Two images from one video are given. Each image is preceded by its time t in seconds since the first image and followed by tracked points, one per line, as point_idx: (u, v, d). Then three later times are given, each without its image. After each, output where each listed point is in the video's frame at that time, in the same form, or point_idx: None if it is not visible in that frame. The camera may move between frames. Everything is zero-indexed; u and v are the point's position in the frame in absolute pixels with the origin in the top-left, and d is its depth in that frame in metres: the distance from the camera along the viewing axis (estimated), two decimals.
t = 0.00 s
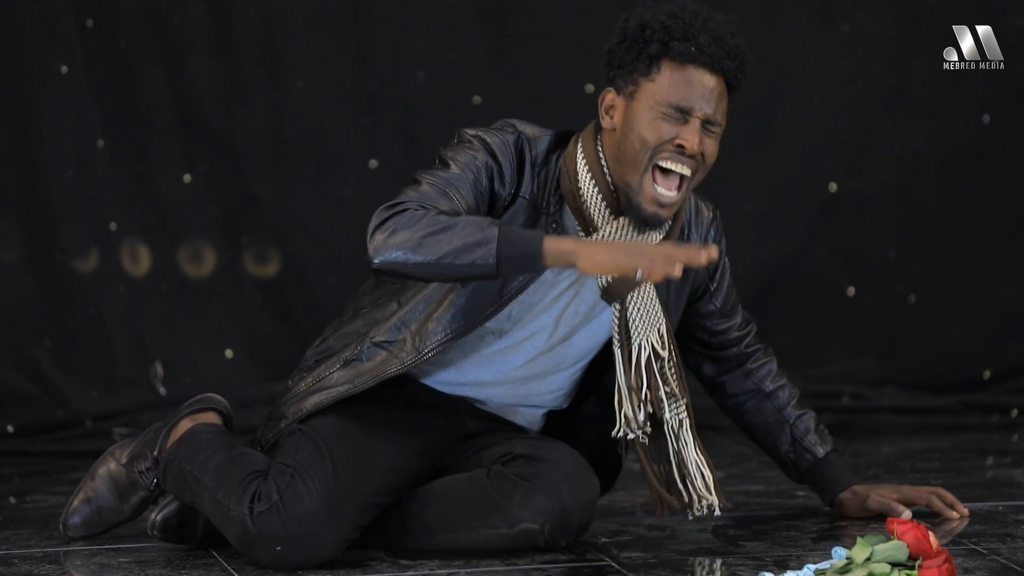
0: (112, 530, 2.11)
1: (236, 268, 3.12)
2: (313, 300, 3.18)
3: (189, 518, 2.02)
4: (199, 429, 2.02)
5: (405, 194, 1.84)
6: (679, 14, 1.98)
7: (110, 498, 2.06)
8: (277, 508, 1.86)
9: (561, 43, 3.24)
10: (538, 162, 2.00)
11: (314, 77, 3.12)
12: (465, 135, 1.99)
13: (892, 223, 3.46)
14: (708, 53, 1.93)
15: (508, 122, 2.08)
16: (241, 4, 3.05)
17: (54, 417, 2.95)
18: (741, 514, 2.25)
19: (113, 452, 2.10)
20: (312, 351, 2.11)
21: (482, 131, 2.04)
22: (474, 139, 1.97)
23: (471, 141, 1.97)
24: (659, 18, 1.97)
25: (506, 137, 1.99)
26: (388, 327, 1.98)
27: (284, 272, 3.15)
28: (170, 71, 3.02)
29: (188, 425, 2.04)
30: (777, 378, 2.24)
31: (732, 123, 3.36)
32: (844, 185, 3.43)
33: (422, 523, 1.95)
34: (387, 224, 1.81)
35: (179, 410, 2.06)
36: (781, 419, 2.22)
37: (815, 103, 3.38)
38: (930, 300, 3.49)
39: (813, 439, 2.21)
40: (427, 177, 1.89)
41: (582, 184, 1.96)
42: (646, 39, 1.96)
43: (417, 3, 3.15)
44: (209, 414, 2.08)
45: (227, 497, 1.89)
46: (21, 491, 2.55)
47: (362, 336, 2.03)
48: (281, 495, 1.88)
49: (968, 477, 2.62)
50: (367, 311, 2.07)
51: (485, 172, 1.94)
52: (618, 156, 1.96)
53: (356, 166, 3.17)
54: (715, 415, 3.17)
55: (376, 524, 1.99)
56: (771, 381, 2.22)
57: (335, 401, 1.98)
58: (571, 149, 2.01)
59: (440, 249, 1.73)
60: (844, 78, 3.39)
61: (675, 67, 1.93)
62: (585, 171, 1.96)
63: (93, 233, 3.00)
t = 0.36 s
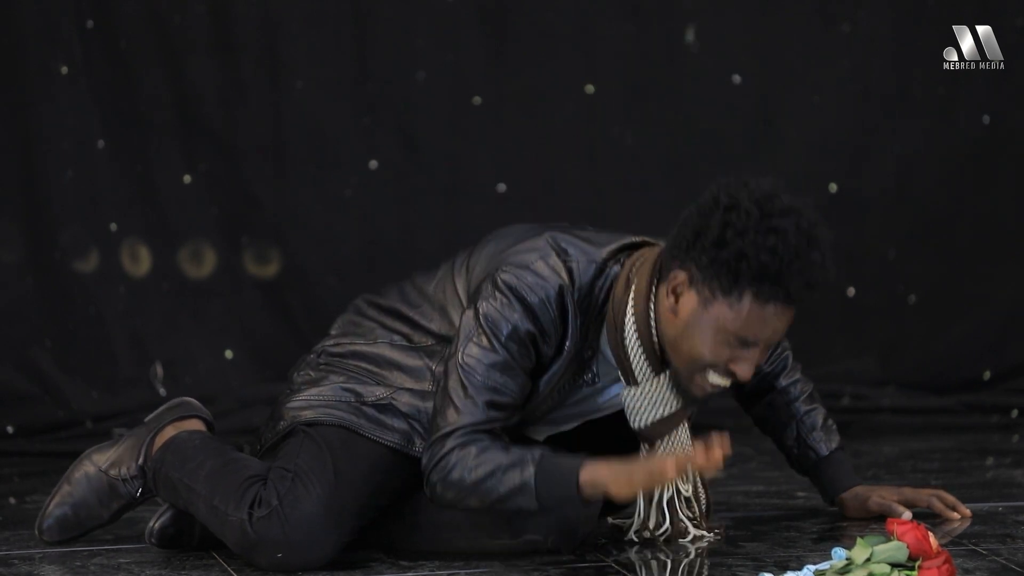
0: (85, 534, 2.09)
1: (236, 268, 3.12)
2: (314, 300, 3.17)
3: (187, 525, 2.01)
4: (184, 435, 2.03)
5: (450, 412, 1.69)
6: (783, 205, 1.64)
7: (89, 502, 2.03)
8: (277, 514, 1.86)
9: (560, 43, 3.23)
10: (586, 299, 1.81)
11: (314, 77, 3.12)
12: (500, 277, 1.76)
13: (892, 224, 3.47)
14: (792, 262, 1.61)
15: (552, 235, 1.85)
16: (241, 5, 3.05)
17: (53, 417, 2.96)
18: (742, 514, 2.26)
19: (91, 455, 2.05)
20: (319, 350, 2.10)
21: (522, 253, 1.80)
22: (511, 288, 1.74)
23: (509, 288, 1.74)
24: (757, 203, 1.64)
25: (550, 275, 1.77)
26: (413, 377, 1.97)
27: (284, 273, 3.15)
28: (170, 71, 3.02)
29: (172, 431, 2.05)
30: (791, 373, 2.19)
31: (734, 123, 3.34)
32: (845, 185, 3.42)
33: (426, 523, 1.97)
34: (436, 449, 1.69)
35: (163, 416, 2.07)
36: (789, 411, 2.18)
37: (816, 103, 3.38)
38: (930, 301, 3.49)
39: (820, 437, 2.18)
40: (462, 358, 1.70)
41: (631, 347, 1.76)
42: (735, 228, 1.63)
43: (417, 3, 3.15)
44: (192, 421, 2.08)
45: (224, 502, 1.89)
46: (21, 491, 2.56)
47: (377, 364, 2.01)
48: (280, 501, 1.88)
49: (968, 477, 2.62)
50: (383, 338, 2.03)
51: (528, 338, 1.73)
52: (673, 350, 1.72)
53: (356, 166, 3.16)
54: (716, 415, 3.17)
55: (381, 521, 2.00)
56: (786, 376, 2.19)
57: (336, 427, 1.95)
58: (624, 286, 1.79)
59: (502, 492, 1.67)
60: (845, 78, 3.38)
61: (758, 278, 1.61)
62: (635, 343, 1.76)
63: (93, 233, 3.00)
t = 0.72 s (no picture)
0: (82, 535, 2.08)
1: (236, 268, 3.12)
2: (314, 300, 3.17)
3: (186, 525, 2.02)
4: (183, 436, 2.03)
5: (449, 460, 1.75)
6: (785, 426, 1.57)
7: (86, 503, 2.03)
8: (273, 513, 1.86)
9: (560, 43, 3.23)
10: (587, 351, 1.85)
11: (314, 77, 3.11)
12: (504, 322, 1.80)
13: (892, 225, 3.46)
14: (775, 479, 1.58)
15: (560, 280, 1.88)
16: (241, 5, 3.05)
17: (53, 417, 2.97)
18: (742, 514, 2.26)
19: (88, 457, 2.06)
20: (334, 348, 2.12)
21: (530, 298, 1.85)
22: (513, 336, 1.78)
23: (511, 334, 1.78)
24: (759, 421, 1.57)
25: (553, 324, 1.80)
26: (418, 395, 1.98)
27: (283, 273, 3.15)
28: (170, 71, 3.02)
29: (170, 432, 2.05)
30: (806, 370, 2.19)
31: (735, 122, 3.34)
32: (845, 185, 3.42)
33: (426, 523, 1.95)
34: (433, 493, 1.75)
35: (160, 417, 2.07)
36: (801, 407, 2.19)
37: (816, 103, 3.37)
38: (929, 301, 3.49)
39: (828, 435, 2.17)
40: (461, 401, 1.76)
41: (611, 435, 1.78)
42: (727, 443, 1.58)
43: (417, 3, 3.15)
44: (189, 421, 2.08)
45: (221, 501, 1.90)
46: (22, 491, 2.56)
47: (386, 374, 2.02)
48: (278, 499, 1.88)
49: (968, 477, 2.62)
50: (396, 348, 2.04)
51: (527, 389, 1.79)
52: (651, 471, 1.74)
53: (357, 165, 3.16)
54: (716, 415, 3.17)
55: (380, 522, 2.00)
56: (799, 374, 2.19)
57: (331, 433, 1.95)
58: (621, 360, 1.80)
59: (502, 544, 1.74)
60: (846, 78, 3.38)
61: (742, 486, 1.60)
62: (614, 430, 1.77)
63: (93, 233, 3.01)
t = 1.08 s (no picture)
0: (83, 535, 2.09)
1: (236, 268, 3.12)
2: (314, 301, 3.17)
3: (186, 523, 2.03)
4: (183, 434, 2.03)
5: (449, 469, 1.75)
6: (762, 521, 1.61)
7: (87, 503, 2.04)
8: (273, 512, 1.86)
9: (560, 42, 3.23)
10: (590, 367, 1.85)
11: (314, 77, 3.11)
12: (509, 334, 1.81)
13: (892, 225, 3.46)
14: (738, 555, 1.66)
15: (565, 294, 1.89)
16: (241, 5, 3.05)
17: (53, 417, 2.97)
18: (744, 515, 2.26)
19: (87, 457, 2.07)
20: (340, 348, 2.13)
21: (535, 311, 1.85)
22: (518, 348, 1.79)
23: (515, 347, 1.79)
24: (737, 511, 1.61)
25: (558, 339, 1.81)
26: (420, 400, 1.98)
27: (283, 274, 3.15)
28: (169, 71, 3.02)
29: (171, 430, 2.05)
30: (811, 371, 2.20)
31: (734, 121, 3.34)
32: (845, 185, 3.42)
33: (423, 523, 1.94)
34: (431, 502, 1.75)
35: (159, 415, 2.07)
36: (805, 408, 2.20)
37: (816, 103, 3.37)
38: (929, 301, 3.50)
39: (829, 435, 2.19)
40: (464, 412, 1.76)
41: (600, 453, 1.80)
42: (704, 520, 1.63)
43: (417, 2, 3.15)
44: (189, 419, 2.09)
45: (222, 499, 1.90)
46: (21, 492, 2.56)
47: (389, 378, 2.03)
48: (278, 498, 1.88)
49: (969, 477, 2.62)
50: (401, 351, 2.05)
51: (529, 402, 1.79)
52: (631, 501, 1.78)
53: (357, 165, 3.16)
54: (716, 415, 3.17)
55: (380, 522, 2.00)
56: (803, 375, 2.20)
57: (328, 435, 1.95)
58: (621, 389, 1.80)
59: (502, 550, 1.73)
60: (845, 78, 3.38)
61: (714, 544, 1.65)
62: (604, 451, 1.79)
63: (93, 233, 3.01)
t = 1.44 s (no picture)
0: (82, 535, 2.09)
1: (236, 268, 3.12)
2: (314, 301, 3.17)
3: (186, 521, 2.02)
4: (184, 433, 2.03)
5: (449, 467, 1.75)
6: (760, 525, 1.61)
7: (86, 502, 2.04)
8: (275, 510, 1.87)
9: (560, 42, 3.23)
10: (594, 368, 1.85)
11: (314, 77, 3.12)
12: (513, 335, 1.80)
13: (893, 225, 3.46)
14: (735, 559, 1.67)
15: (571, 296, 1.89)
16: (241, 5, 3.05)
17: (53, 417, 2.97)
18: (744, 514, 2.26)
19: (87, 456, 2.07)
20: (343, 347, 2.12)
21: (541, 312, 1.85)
22: (522, 349, 1.78)
23: (519, 348, 1.79)
24: (735, 514, 1.62)
25: (562, 340, 1.80)
26: (422, 400, 1.98)
27: (283, 274, 3.15)
28: (170, 71, 3.02)
29: (171, 428, 2.05)
30: (812, 370, 2.20)
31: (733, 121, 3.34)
32: (845, 185, 3.42)
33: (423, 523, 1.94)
34: (429, 500, 1.75)
35: (159, 414, 2.07)
36: (805, 407, 2.19)
37: (816, 103, 3.37)
38: (929, 301, 3.50)
39: (829, 434, 2.18)
40: (466, 411, 1.76)
41: (600, 454, 1.80)
42: (701, 522, 1.64)
43: (417, 3, 3.15)
44: (189, 419, 2.09)
45: (224, 497, 1.90)
46: (21, 492, 2.56)
47: (392, 377, 2.02)
48: (280, 497, 1.88)
49: (968, 477, 2.62)
50: (404, 351, 2.05)
51: (532, 404, 1.79)
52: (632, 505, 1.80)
53: (356, 165, 3.16)
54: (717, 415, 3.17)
55: (380, 522, 2.00)
56: (803, 374, 2.19)
57: (328, 434, 1.95)
58: (624, 392, 1.80)
59: (501, 549, 1.74)
60: (846, 78, 3.38)
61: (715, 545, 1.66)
62: (605, 452, 1.79)
63: (93, 233, 3.01)
